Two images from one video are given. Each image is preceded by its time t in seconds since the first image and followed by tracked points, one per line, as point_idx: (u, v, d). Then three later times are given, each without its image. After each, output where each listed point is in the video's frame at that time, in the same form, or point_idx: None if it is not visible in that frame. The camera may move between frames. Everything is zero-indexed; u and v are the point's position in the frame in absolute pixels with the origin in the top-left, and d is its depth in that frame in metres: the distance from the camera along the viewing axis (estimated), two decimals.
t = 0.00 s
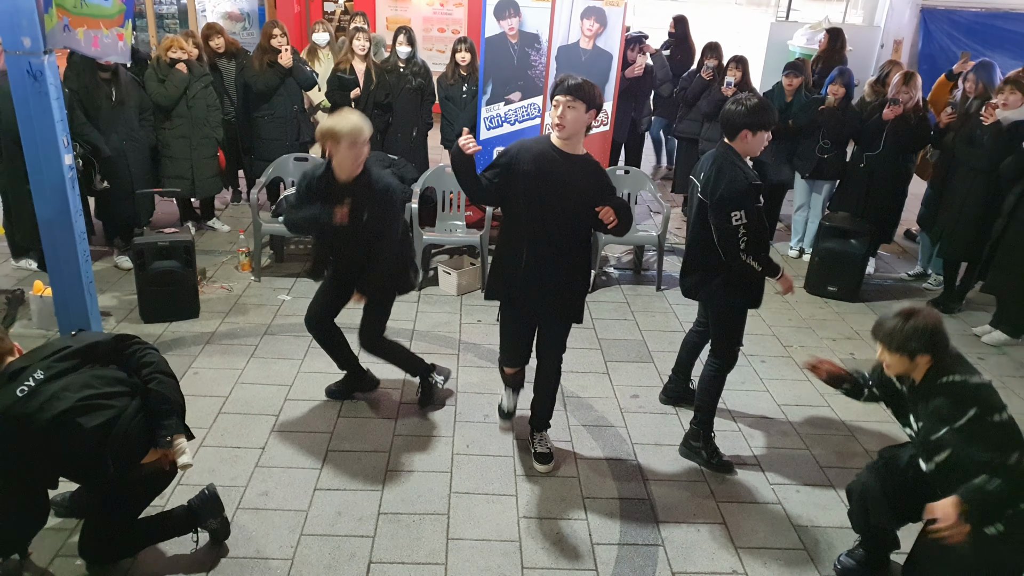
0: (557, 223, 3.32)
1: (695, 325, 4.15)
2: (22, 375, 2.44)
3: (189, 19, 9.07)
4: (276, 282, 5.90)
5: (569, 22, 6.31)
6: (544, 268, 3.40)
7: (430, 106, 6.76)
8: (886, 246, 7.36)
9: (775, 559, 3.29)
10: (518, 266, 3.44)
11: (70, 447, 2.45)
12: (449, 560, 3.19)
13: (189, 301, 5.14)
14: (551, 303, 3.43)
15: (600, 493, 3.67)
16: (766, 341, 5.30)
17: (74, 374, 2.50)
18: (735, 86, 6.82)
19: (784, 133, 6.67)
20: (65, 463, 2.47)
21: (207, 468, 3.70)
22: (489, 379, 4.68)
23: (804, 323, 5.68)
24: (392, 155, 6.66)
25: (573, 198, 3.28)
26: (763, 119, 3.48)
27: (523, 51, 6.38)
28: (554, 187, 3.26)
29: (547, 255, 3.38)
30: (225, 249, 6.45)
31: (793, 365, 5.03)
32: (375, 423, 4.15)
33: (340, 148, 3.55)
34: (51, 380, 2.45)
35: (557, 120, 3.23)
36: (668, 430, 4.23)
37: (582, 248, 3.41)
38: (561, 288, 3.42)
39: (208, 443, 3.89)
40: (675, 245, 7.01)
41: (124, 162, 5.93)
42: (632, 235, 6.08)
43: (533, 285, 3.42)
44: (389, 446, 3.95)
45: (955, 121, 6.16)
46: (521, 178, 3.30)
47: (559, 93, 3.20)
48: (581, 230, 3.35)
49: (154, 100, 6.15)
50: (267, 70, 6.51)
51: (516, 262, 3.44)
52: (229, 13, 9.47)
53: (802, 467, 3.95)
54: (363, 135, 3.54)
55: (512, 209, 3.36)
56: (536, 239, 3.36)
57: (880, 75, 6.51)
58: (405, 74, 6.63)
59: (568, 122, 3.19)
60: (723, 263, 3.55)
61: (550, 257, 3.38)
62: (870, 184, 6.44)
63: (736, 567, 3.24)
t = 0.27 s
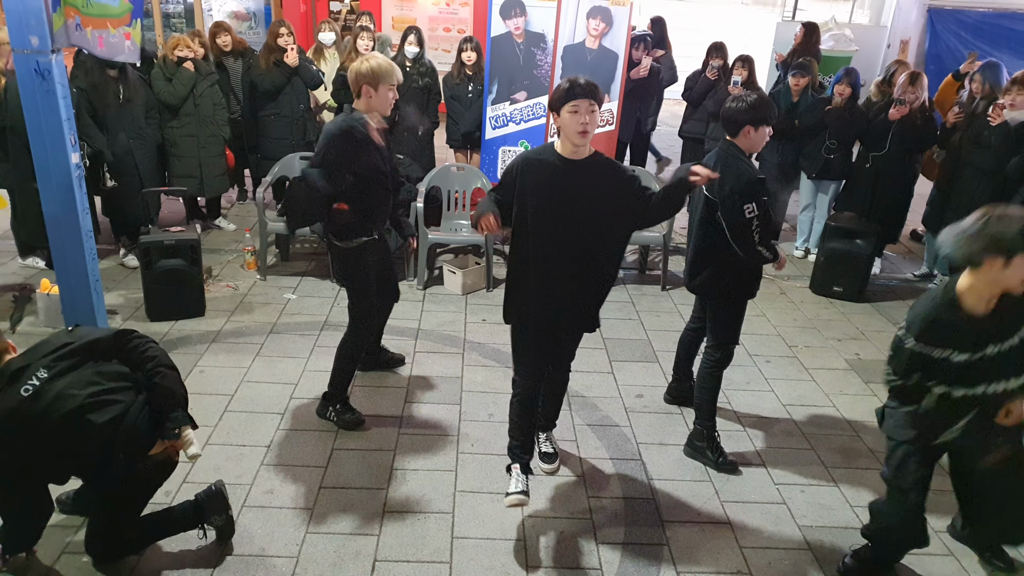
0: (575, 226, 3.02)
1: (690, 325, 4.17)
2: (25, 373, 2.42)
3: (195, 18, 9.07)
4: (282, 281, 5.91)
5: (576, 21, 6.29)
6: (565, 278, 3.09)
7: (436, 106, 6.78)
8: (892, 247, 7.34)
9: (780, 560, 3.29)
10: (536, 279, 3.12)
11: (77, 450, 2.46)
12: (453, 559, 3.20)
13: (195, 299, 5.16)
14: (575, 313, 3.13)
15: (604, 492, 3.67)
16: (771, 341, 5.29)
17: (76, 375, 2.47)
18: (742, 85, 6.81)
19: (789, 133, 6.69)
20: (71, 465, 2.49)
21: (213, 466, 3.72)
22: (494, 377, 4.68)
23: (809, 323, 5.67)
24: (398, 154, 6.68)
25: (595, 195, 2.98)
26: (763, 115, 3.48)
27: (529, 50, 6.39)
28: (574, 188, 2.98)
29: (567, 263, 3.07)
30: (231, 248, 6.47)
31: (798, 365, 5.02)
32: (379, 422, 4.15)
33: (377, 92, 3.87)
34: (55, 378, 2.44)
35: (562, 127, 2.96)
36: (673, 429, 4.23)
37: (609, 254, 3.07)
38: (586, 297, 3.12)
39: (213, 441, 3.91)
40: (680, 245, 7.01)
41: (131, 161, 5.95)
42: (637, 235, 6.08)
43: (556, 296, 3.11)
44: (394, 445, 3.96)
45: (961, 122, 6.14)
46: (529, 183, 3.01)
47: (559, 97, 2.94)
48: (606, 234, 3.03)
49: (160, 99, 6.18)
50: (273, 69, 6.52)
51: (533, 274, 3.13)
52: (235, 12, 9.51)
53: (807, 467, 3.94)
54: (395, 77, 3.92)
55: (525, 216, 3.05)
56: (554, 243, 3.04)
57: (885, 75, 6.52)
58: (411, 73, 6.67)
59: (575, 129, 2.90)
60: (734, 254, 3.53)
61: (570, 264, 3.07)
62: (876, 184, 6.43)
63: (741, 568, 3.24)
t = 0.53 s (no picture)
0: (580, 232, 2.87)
1: (691, 325, 4.18)
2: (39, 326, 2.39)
3: (200, 19, 9.13)
4: (285, 280, 5.92)
5: (578, 21, 6.30)
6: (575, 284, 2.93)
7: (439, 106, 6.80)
8: (894, 247, 7.34)
9: (782, 559, 3.29)
10: (543, 289, 2.95)
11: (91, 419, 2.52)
12: (456, 558, 3.20)
13: (198, 298, 5.17)
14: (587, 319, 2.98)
15: (607, 491, 3.67)
16: (774, 341, 5.29)
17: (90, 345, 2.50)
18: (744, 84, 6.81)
19: (792, 133, 6.66)
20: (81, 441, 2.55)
21: (216, 464, 3.72)
22: (496, 376, 4.69)
23: (811, 323, 5.67)
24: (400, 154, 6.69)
25: (597, 201, 2.84)
26: (761, 112, 3.49)
27: (531, 51, 6.39)
28: (575, 195, 2.83)
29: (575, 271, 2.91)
30: (234, 247, 6.48)
31: (800, 365, 5.02)
32: (381, 421, 4.16)
33: (373, 88, 3.59)
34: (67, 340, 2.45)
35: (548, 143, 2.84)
36: (676, 429, 4.23)
37: (617, 261, 2.93)
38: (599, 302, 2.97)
39: (216, 440, 3.91)
40: (682, 245, 7.00)
41: (135, 160, 5.96)
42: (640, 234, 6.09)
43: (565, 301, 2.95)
44: (397, 444, 3.97)
45: (963, 122, 6.15)
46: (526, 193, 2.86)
47: (545, 114, 2.84)
48: (613, 240, 2.89)
49: (162, 98, 6.19)
50: (278, 69, 6.55)
51: (540, 286, 2.95)
52: (239, 11, 9.56)
53: (809, 467, 3.95)
54: (389, 72, 3.64)
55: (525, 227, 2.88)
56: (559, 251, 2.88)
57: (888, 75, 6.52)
58: (415, 71, 6.72)
59: (563, 144, 2.77)
60: (738, 249, 3.53)
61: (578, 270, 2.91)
62: (878, 184, 6.43)
63: (744, 567, 3.24)
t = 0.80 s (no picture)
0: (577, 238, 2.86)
1: (690, 326, 4.20)
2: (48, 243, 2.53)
3: (201, 21, 9.17)
4: (285, 282, 5.93)
5: (578, 24, 6.33)
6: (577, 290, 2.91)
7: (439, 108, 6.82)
8: (893, 248, 7.35)
9: (782, 560, 3.30)
10: (544, 299, 2.90)
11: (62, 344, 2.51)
12: (456, 559, 3.21)
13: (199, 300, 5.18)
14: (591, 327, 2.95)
15: (607, 492, 3.68)
16: (773, 342, 5.31)
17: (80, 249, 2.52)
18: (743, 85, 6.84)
19: (791, 135, 6.67)
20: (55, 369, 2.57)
21: (218, 466, 3.73)
22: (497, 378, 4.70)
23: (810, 324, 5.68)
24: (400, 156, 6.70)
25: (596, 207, 2.84)
26: (761, 115, 3.51)
27: (531, 53, 6.42)
28: (572, 201, 2.82)
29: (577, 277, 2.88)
30: (234, 249, 6.49)
31: (800, 366, 5.03)
32: (382, 423, 4.17)
33: (368, 93, 3.60)
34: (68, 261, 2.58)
35: (539, 153, 2.82)
36: (676, 429, 4.24)
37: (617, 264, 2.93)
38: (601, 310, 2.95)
39: (217, 442, 3.92)
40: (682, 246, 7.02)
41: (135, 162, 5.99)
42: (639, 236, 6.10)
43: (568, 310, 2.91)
44: (397, 446, 3.97)
45: (960, 124, 6.17)
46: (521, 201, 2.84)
47: (535, 122, 2.82)
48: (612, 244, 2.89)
49: (162, 100, 6.20)
50: (278, 71, 6.58)
51: (541, 296, 2.90)
52: (239, 14, 9.57)
53: (808, 468, 3.96)
54: (384, 76, 3.64)
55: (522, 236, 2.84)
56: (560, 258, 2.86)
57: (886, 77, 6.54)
58: (415, 75, 6.70)
59: (554, 153, 2.76)
60: (733, 253, 3.55)
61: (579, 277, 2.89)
62: (877, 186, 6.45)
63: (743, 567, 3.25)
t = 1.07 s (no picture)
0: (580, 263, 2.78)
1: (689, 329, 4.20)
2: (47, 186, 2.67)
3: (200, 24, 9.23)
4: (285, 285, 5.94)
5: (577, 28, 6.33)
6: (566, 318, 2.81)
7: (439, 111, 6.83)
8: (891, 251, 7.37)
9: (782, 562, 3.31)
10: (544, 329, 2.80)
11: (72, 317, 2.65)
12: (456, 561, 3.22)
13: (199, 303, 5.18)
14: (582, 363, 2.87)
15: (607, 495, 3.69)
16: (772, 345, 5.31)
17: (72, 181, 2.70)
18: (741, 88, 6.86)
19: (790, 137, 6.68)
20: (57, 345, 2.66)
21: (217, 468, 3.74)
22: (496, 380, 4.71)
23: (809, 326, 5.69)
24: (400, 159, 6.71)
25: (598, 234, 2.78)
26: (759, 118, 3.51)
27: (531, 57, 6.45)
28: (585, 226, 2.74)
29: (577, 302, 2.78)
30: (234, 252, 6.50)
31: (799, 368, 5.04)
32: (382, 425, 4.17)
33: (363, 98, 3.57)
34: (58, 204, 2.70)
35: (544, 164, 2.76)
36: (676, 432, 4.24)
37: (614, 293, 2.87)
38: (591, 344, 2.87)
39: (217, 444, 3.93)
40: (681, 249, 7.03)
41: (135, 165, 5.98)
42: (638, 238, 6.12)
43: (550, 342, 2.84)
44: (397, 448, 3.98)
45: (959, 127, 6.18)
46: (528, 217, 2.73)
47: (538, 132, 2.76)
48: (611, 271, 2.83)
49: (161, 102, 6.21)
50: (278, 73, 6.59)
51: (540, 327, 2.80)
52: (239, 17, 9.57)
53: (808, 470, 3.96)
54: (379, 80, 3.61)
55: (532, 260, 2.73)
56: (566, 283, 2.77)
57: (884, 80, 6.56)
58: (415, 79, 6.70)
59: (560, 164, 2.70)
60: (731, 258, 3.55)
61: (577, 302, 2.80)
62: (875, 189, 6.46)
63: (743, 569, 3.25)
